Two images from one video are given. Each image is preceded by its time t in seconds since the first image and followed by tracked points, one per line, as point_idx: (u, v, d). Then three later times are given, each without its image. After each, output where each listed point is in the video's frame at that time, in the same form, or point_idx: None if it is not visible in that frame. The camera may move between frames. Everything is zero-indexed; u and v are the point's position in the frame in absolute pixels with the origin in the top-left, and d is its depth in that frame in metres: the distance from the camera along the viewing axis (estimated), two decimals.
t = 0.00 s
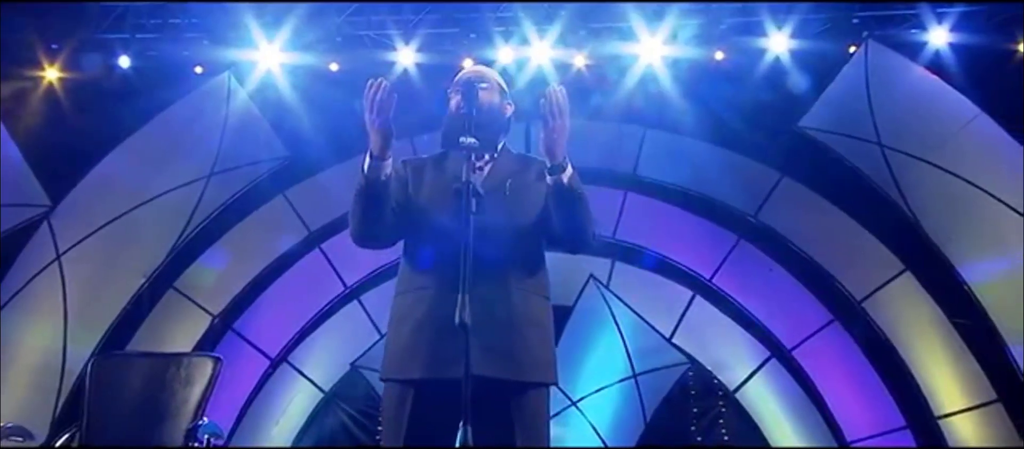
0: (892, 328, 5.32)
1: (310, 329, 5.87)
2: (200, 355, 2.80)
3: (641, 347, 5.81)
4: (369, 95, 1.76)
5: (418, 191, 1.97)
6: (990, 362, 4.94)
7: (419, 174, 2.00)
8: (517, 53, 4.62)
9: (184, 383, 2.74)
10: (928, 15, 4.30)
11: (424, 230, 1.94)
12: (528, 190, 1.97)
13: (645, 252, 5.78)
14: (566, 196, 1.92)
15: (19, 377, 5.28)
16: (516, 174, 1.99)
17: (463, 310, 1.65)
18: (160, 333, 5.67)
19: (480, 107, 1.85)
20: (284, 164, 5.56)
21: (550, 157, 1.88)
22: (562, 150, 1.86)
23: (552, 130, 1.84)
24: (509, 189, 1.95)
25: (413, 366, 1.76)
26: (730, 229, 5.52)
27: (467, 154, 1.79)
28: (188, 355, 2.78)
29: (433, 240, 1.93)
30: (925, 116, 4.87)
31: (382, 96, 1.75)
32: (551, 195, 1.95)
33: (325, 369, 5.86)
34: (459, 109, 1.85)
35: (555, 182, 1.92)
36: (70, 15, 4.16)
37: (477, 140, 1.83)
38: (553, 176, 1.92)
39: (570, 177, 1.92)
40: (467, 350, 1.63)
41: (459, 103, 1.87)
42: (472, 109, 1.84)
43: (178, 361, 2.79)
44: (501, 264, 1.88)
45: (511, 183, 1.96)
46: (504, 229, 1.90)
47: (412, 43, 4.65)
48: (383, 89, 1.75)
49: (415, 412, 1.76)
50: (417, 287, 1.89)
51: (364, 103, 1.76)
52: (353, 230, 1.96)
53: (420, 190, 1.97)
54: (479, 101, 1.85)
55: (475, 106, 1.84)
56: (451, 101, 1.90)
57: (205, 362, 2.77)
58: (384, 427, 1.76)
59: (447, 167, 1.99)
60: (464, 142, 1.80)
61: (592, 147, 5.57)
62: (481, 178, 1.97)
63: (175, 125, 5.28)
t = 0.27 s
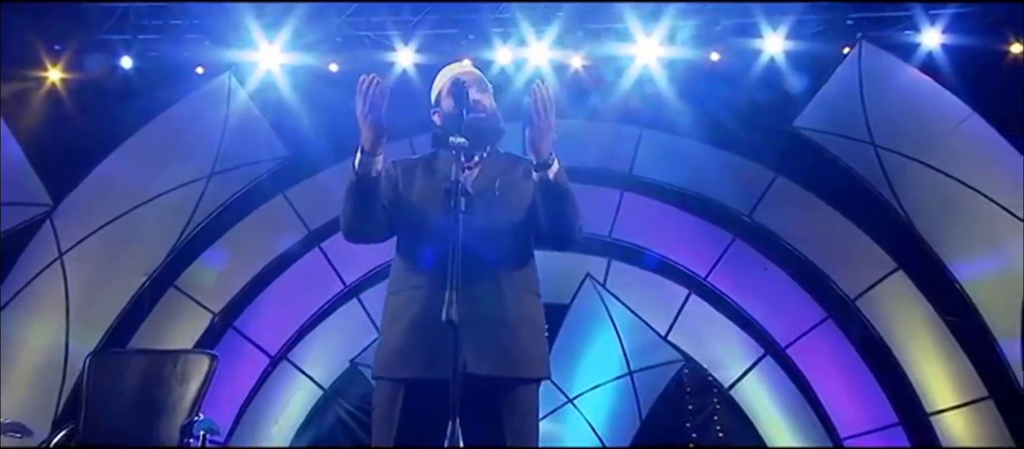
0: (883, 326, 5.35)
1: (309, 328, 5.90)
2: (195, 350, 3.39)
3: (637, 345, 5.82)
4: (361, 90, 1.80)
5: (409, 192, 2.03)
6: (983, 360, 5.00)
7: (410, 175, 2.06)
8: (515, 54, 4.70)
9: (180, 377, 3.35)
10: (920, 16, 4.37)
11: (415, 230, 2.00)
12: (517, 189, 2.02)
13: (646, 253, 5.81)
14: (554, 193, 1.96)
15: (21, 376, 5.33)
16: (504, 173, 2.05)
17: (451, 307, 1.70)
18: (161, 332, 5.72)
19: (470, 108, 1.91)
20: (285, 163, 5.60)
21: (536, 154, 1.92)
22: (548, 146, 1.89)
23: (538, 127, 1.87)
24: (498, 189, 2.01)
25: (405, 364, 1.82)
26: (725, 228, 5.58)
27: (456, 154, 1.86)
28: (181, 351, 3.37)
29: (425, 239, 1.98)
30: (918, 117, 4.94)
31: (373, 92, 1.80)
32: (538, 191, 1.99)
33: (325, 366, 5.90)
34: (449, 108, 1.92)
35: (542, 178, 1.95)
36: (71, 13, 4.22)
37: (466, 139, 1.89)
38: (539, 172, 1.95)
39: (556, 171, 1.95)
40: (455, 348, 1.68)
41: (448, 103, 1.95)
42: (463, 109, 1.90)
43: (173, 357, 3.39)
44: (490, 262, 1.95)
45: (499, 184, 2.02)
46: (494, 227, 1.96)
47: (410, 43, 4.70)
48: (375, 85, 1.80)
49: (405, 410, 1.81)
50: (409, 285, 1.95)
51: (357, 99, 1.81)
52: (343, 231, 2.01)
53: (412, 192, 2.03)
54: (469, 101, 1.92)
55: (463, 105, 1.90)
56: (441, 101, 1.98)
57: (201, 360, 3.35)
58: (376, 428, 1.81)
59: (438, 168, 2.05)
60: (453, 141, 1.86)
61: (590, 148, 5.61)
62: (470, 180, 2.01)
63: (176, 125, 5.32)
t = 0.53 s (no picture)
0: (874, 323, 5.39)
1: (312, 324, 5.78)
2: (196, 347, 3.66)
3: (635, 340, 5.73)
4: (350, 96, 1.93)
5: (403, 192, 2.12)
6: (976, 356, 5.09)
7: (404, 174, 2.15)
8: (515, 55, 4.80)
9: (182, 371, 3.60)
10: (914, 17, 4.58)
11: (408, 226, 2.09)
12: (509, 189, 2.10)
13: (648, 252, 5.75)
14: (543, 195, 2.06)
15: (30, 371, 5.43)
16: (494, 173, 2.12)
17: (440, 304, 1.84)
18: (166, 330, 5.71)
19: (463, 108, 2.01)
20: (288, 163, 5.63)
21: (527, 158, 2.05)
22: (539, 152, 2.03)
23: (530, 132, 2.00)
24: (490, 189, 2.09)
25: (400, 362, 1.92)
26: (721, 225, 5.60)
27: (449, 152, 1.98)
28: (183, 347, 3.64)
29: (420, 238, 2.07)
30: (912, 117, 5.10)
31: (359, 95, 1.93)
32: (530, 193, 2.09)
33: (328, 362, 5.75)
34: (441, 106, 2.04)
35: (532, 184, 2.07)
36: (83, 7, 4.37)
37: (458, 139, 2.01)
38: (531, 178, 2.07)
39: (544, 171, 2.07)
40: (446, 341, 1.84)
41: (440, 102, 2.06)
42: (455, 108, 2.01)
43: (175, 353, 3.65)
44: (479, 258, 2.03)
45: (491, 184, 2.10)
46: (486, 224, 2.04)
47: (412, 45, 4.81)
48: (363, 89, 1.93)
49: (399, 407, 1.91)
50: (402, 279, 2.05)
51: (346, 104, 1.94)
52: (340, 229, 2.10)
53: (405, 192, 2.12)
54: (462, 101, 2.01)
55: (456, 107, 2.00)
56: (434, 100, 2.08)
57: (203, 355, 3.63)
58: (371, 425, 1.92)
59: (431, 167, 2.15)
60: (445, 140, 1.99)
61: (589, 149, 5.68)
62: (461, 181, 2.08)
63: (184, 125, 5.44)
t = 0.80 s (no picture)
0: (875, 319, 5.44)
1: (320, 320, 5.85)
2: (201, 342, 3.84)
3: (635, 335, 5.77)
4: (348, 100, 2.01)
5: (402, 192, 2.22)
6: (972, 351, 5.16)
7: (403, 173, 2.25)
8: (518, 55, 4.89)
9: (187, 366, 3.79)
10: (912, 17, 4.72)
11: (408, 224, 2.18)
12: (504, 186, 2.20)
13: (645, 246, 5.83)
14: (540, 197, 2.14)
15: (43, 366, 5.52)
16: (492, 171, 2.22)
17: (435, 300, 1.93)
18: (177, 326, 5.76)
19: (460, 106, 2.09)
20: (294, 163, 5.71)
21: (525, 159, 2.11)
22: (537, 150, 2.09)
23: (527, 132, 2.07)
24: (486, 187, 2.18)
25: (402, 358, 2.00)
26: (718, 222, 5.67)
27: (445, 150, 2.04)
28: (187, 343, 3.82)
29: (420, 238, 2.15)
30: (909, 115, 5.20)
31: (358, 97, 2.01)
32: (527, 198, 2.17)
33: (333, 356, 5.79)
34: (439, 104, 2.12)
35: (530, 182, 2.14)
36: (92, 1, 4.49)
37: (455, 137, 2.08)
38: (527, 177, 2.14)
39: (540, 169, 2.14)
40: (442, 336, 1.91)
41: (439, 101, 2.14)
42: (453, 106, 2.09)
43: (180, 347, 3.83)
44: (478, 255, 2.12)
45: (488, 183, 2.19)
46: (483, 220, 2.13)
47: (417, 45, 4.86)
48: (360, 90, 2.00)
49: (397, 403, 2.00)
50: (401, 276, 2.13)
51: (345, 104, 2.01)
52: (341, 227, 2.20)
53: (404, 192, 2.21)
54: (459, 100, 2.09)
55: (455, 106, 2.08)
56: (433, 98, 2.16)
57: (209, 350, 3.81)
58: (370, 422, 1.98)
59: (429, 166, 2.24)
60: (442, 139, 2.04)
61: (589, 145, 5.76)
62: (459, 179, 2.18)
63: (189, 129, 5.58)
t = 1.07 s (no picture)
0: (878, 313, 5.55)
1: (331, 314, 5.99)
2: (212, 335, 3.97)
3: (640, 328, 5.90)
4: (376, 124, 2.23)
5: (403, 191, 2.31)
6: (973, 343, 5.24)
7: (404, 172, 2.35)
8: (525, 53, 4.99)
9: (199, 359, 3.92)
10: (913, 13, 4.82)
11: (409, 219, 2.28)
12: (505, 178, 2.29)
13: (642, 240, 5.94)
14: (544, 155, 2.22)
15: (64, 359, 5.67)
16: (494, 165, 2.32)
17: (434, 293, 1.98)
18: (193, 318, 5.94)
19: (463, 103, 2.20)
20: (305, 160, 5.84)
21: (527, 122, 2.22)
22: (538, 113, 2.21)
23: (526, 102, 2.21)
24: (487, 182, 2.27)
25: (404, 352, 2.09)
26: (722, 217, 5.77)
27: (447, 146, 2.06)
28: (200, 335, 3.95)
29: (423, 237, 2.24)
30: (910, 109, 5.25)
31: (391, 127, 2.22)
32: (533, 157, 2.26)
33: (345, 348, 5.95)
34: (441, 101, 2.15)
35: (537, 141, 2.23)
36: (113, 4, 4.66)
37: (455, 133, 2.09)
38: (534, 137, 2.22)
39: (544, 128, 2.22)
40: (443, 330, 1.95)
41: (441, 97, 2.18)
42: (454, 102, 2.12)
43: (191, 340, 3.96)
44: (479, 248, 2.20)
45: (488, 178, 2.28)
46: (483, 215, 2.23)
47: (426, 45, 4.97)
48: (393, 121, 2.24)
49: (400, 394, 2.09)
50: (405, 272, 2.21)
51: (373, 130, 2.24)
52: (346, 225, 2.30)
53: (405, 191, 2.31)
54: (460, 97, 2.16)
55: (455, 100, 2.12)
56: (434, 95, 2.20)
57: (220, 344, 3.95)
58: (375, 414, 2.07)
59: (429, 163, 2.34)
60: (443, 135, 2.06)
61: (593, 142, 5.85)
62: (459, 176, 2.27)
63: (202, 126, 5.68)
